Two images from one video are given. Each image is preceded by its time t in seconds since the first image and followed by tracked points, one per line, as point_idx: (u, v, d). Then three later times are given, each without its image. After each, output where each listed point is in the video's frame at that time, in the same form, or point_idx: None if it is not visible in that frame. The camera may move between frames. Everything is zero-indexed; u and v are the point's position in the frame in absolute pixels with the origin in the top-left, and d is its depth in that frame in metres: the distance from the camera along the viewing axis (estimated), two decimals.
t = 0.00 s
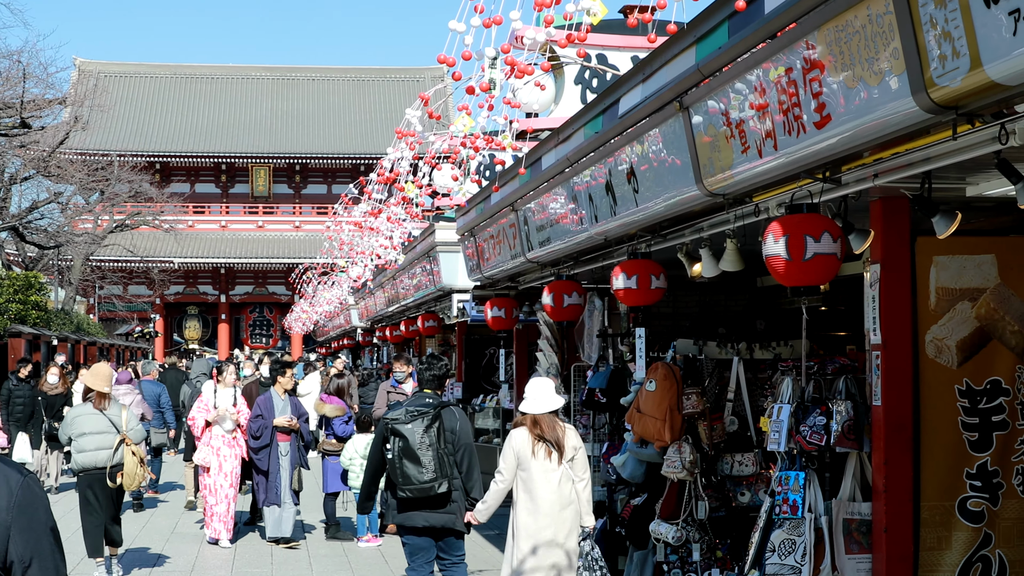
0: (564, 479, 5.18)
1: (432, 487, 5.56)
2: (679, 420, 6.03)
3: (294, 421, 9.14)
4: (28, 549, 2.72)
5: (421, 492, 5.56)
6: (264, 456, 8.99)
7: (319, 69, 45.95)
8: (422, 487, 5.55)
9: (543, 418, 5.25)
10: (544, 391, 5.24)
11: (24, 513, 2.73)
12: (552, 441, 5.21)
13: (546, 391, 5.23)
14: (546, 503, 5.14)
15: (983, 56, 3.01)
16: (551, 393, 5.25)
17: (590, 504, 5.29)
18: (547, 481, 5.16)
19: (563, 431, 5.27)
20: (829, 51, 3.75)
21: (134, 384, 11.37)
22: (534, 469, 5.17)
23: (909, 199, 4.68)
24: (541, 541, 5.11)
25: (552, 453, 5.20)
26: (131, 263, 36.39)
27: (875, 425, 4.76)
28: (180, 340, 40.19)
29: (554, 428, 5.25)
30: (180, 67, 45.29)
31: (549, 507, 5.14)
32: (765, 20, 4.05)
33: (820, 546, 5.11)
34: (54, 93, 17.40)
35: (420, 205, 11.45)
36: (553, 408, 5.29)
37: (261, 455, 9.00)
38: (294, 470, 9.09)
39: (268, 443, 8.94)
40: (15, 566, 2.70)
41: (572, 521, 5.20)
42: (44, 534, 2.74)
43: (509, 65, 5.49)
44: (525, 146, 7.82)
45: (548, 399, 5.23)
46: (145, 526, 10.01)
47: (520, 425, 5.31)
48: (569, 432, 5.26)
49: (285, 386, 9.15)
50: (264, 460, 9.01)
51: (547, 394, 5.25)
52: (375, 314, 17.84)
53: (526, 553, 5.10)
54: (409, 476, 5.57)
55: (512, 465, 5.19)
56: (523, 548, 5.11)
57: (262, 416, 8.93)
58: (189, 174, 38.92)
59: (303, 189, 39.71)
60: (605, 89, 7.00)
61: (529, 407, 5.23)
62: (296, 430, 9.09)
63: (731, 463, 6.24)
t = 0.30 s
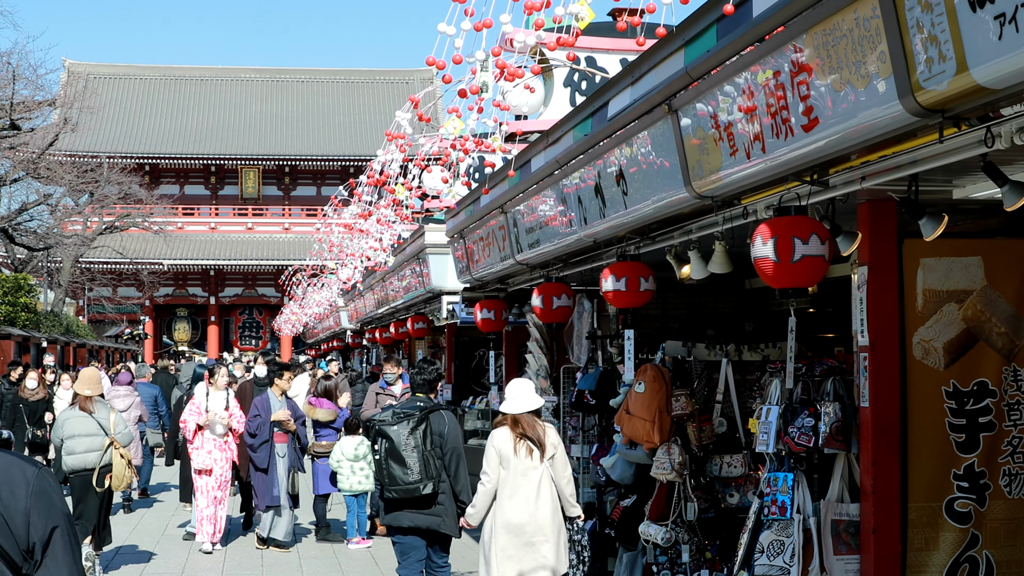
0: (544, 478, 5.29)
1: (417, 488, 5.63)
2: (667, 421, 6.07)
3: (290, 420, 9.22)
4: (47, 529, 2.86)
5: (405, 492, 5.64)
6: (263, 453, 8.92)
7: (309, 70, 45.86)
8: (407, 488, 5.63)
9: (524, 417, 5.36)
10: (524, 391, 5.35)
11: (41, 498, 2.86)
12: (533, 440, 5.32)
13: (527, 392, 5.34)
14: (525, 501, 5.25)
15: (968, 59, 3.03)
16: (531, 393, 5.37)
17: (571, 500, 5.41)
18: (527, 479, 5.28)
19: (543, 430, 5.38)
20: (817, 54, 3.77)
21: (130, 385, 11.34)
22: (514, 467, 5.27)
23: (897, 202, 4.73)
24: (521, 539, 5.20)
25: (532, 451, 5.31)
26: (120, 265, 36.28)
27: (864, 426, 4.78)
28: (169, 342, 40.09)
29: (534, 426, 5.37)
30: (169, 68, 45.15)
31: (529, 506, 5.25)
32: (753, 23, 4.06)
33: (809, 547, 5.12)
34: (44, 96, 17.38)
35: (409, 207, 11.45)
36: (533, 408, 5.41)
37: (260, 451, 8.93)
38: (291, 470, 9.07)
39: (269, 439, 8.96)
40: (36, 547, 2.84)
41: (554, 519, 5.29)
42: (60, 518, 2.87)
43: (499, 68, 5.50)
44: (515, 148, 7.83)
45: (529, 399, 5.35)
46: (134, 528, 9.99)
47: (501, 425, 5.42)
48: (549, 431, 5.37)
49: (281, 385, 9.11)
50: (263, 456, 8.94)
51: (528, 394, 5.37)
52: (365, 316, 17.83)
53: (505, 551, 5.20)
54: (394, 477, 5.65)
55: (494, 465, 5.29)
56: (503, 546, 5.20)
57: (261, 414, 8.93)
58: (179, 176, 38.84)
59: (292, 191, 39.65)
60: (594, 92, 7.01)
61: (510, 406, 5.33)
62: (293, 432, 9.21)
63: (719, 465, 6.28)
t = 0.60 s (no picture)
0: (518, 475, 5.58)
1: (432, 491, 5.75)
2: (659, 423, 6.11)
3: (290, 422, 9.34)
4: (63, 518, 3.09)
5: (420, 494, 5.74)
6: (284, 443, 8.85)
7: (302, 74, 45.85)
8: (423, 490, 5.73)
9: (500, 417, 5.67)
10: (503, 392, 5.65)
11: (61, 487, 3.11)
12: (506, 440, 5.62)
13: (504, 393, 5.63)
14: (499, 498, 5.54)
15: (956, 64, 3.07)
16: (509, 394, 5.66)
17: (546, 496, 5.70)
18: (501, 477, 5.57)
19: (517, 430, 5.68)
20: (807, 59, 3.81)
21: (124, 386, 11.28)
22: (489, 466, 5.58)
23: (887, 205, 4.80)
24: (493, 535, 5.48)
25: (507, 451, 5.61)
26: (113, 268, 36.25)
27: (853, 428, 4.84)
28: (162, 344, 40.05)
29: (508, 427, 5.67)
30: (162, 71, 45.10)
31: (502, 503, 5.53)
32: (744, 28, 4.10)
33: (799, 547, 5.17)
34: (37, 99, 17.37)
35: (402, 210, 11.48)
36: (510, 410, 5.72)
37: (279, 440, 8.82)
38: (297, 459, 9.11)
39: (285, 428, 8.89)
40: (53, 533, 3.09)
41: (528, 515, 5.58)
42: (76, 507, 3.10)
43: (491, 72, 5.54)
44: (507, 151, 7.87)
45: (507, 399, 5.65)
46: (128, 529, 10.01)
47: (479, 425, 5.75)
48: (524, 432, 5.67)
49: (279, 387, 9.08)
50: (282, 444, 8.83)
51: (506, 395, 5.67)
52: (357, 319, 17.85)
53: (478, 546, 5.49)
54: (411, 479, 5.72)
55: (470, 464, 5.62)
56: (476, 540, 5.49)
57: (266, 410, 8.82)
58: (172, 179, 38.81)
59: (285, 194, 39.63)
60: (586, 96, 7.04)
61: (486, 406, 5.68)
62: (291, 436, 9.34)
63: (711, 466, 6.29)
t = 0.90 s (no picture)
0: (508, 474, 5.65)
1: (434, 487, 5.87)
2: (652, 425, 6.19)
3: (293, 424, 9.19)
4: (122, 511, 3.32)
5: (423, 491, 5.85)
6: (289, 453, 8.77)
7: (298, 76, 45.89)
8: (425, 487, 5.84)
9: (491, 418, 5.71)
10: (491, 394, 5.68)
11: (121, 483, 3.33)
12: (494, 441, 5.67)
13: (493, 395, 5.67)
14: (491, 497, 5.61)
15: (942, 71, 3.12)
16: (498, 396, 5.70)
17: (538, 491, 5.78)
18: (492, 476, 5.64)
19: (506, 431, 5.73)
20: (798, 65, 3.87)
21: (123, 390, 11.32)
22: (479, 466, 5.65)
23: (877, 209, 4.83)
24: (488, 533, 5.56)
25: (496, 451, 5.66)
26: (110, 271, 36.32)
27: (844, 429, 4.89)
28: (159, 347, 40.09)
29: (498, 428, 5.71)
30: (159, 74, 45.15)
31: (494, 501, 5.61)
32: (736, 34, 4.16)
33: (790, 547, 5.21)
34: (35, 102, 17.44)
35: (399, 213, 11.53)
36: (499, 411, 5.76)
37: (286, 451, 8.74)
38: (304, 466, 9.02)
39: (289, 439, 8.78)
40: (111, 524, 3.31)
41: (519, 511, 5.66)
42: (133, 502, 3.32)
43: (486, 78, 5.60)
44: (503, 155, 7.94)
45: (495, 402, 5.69)
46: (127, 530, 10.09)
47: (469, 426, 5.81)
48: (513, 431, 5.73)
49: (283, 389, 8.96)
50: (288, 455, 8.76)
51: (494, 397, 5.70)
52: (354, 322, 17.91)
53: (473, 544, 5.57)
54: (413, 475, 5.85)
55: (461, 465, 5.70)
56: (472, 539, 5.56)
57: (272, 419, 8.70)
58: (169, 182, 38.87)
59: (282, 197, 39.68)
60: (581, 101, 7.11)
61: (476, 408, 5.71)
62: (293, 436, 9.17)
63: (704, 467, 6.35)
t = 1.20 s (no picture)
0: (505, 473, 5.78)
1: (421, 489, 5.95)
2: (643, 426, 6.28)
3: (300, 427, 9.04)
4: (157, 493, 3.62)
5: (410, 493, 5.93)
6: (281, 465, 8.63)
7: (296, 78, 45.98)
8: (412, 488, 5.92)
9: (490, 420, 5.82)
10: (490, 397, 5.78)
11: (154, 470, 3.63)
12: (491, 442, 5.79)
13: (491, 397, 5.76)
14: (488, 496, 5.72)
15: (921, 82, 3.21)
16: (495, 398, 5.80)
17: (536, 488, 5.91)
18: (490, 476, 5.75)
19: (504, 433, 5.85)
20: (784, 74, 3.97)
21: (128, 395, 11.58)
22: (477, 465, 5.77)
23: (863, 214, 4.92)
24: (485, 531, 5.67)
25: (493, 452, 5.79)
26: (107, 273, 36.39)
27: (833, 429, 4.99)
28: (156, 349, 40.15)
29: (495, 430, 5.82)
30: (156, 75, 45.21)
31: (491, 500, 5.72)
32: (724, 44, 4.26)
33: (780, 546, 5.31)
34: (33, 105, 17.55)
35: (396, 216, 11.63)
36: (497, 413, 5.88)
37: (280, 463, 8.63)
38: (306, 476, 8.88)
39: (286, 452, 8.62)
40: (148, 506, 3.60)
41: (517, 509, 5.78)
42: (167, 485, 3.62)
43: (481, 87, 5.69)
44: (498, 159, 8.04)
45: (492, 404, 5.80)
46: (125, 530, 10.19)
47: (468, 427, 5.93)
48: (509, 432, 5.83)
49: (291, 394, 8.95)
50: (282, 468, 8.63)
51: (493, 400, 5.80)
52: (352, 324, 18.00)
53: (472, 542, 5.69)
54: (401, 478, 5.93)
55: (459, 465, 5.82)
56: (471, 537, 5.68)
57: (277, 425, 8.58)
58: (166, 184, 38.95)
59: (279, 199, 39.76)
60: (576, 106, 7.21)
61: (474, 409, 5.81)
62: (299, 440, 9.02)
63: (697, 467, 6.44)
